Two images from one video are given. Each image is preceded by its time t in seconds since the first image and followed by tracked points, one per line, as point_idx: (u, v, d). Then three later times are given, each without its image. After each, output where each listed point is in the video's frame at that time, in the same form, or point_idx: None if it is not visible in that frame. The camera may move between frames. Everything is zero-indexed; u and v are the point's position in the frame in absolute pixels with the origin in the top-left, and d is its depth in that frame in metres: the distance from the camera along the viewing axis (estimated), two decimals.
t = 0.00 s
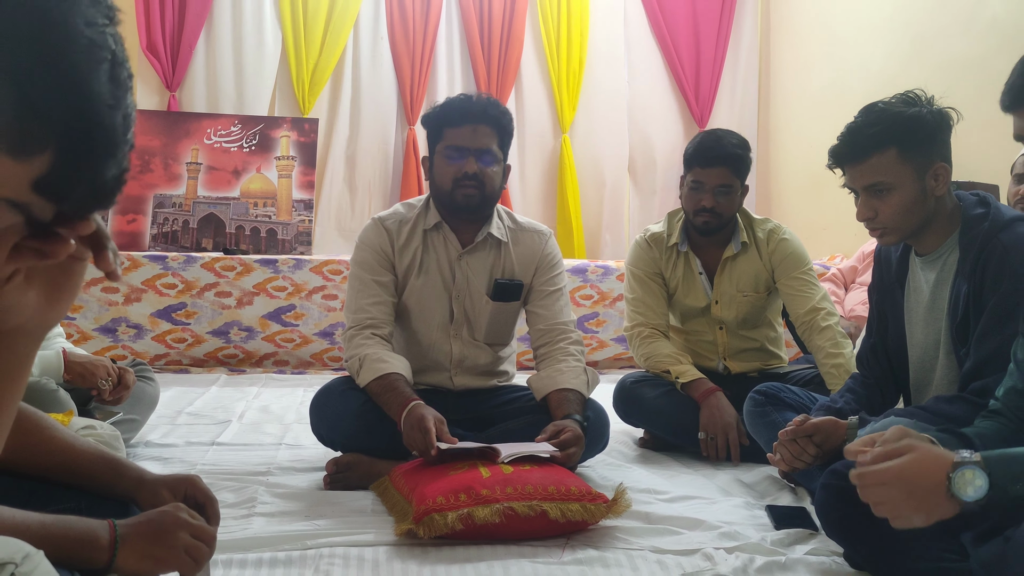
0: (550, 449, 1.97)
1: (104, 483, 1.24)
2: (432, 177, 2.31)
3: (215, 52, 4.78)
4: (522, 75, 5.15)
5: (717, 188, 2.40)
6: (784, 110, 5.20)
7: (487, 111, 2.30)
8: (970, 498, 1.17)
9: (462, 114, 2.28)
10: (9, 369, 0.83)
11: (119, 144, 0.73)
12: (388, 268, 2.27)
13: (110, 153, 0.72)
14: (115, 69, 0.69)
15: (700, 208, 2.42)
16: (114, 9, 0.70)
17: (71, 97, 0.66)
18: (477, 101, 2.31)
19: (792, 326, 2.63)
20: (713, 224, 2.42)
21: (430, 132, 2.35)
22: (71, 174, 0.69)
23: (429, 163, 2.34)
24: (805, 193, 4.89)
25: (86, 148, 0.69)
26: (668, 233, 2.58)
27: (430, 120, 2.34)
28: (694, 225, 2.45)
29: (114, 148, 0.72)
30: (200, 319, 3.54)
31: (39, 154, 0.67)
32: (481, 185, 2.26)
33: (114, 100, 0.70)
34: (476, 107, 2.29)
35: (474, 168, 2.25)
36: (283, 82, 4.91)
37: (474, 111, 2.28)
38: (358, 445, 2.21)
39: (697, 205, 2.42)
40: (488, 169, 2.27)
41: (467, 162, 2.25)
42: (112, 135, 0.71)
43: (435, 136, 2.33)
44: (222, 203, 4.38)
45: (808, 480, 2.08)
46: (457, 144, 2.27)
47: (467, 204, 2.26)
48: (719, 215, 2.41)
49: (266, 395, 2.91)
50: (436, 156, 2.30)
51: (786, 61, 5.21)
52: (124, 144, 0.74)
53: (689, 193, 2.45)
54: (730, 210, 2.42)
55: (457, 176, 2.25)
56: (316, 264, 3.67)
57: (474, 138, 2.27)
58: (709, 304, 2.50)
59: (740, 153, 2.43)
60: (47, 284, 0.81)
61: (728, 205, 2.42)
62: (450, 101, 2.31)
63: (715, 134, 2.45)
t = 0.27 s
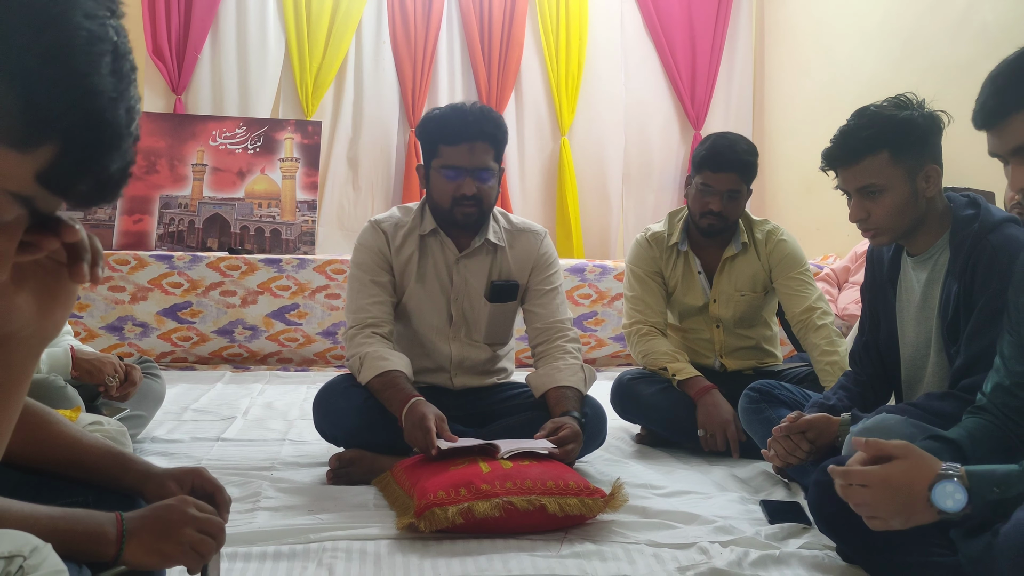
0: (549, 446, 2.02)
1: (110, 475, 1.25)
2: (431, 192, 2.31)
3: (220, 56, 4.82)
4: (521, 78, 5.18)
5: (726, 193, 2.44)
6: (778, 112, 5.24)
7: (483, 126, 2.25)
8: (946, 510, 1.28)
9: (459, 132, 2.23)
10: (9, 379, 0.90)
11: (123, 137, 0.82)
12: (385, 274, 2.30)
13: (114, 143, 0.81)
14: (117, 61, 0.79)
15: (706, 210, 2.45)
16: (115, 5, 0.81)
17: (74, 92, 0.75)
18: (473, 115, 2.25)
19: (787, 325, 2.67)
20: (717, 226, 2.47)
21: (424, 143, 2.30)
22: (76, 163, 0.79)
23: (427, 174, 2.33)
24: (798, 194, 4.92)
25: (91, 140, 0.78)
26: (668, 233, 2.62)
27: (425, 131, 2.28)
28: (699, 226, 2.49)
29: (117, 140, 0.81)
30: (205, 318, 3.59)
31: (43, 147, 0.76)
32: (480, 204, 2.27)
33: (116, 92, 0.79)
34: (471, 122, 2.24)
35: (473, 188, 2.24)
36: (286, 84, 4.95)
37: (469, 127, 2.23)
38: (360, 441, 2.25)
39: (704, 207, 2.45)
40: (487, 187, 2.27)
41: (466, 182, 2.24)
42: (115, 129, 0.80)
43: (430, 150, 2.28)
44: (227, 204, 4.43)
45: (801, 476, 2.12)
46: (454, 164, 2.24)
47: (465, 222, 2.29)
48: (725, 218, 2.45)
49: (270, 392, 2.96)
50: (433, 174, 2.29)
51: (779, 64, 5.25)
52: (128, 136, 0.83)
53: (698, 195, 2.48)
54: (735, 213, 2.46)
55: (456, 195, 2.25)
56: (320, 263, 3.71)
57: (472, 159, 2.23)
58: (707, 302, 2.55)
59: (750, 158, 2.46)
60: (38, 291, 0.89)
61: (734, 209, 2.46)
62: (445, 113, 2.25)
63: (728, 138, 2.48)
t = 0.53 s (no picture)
0: (552, 436, 2.08)
1: (124, 462, 1.31)
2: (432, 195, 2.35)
3: (231, 54, 4.88)
4: (527, 76, 5.22)
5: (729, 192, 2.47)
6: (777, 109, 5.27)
7: (479, 131, 2.28)
8: (935, 493, 1.34)
9: (457, 137, 2.26)
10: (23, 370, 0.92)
11: (141, 145, 0.82)
12: (389, 272, 2.36)
13: (133, 152, 0.81)
14: (140, 71, 0.79)
15: (708, 207, 2.49)
16: (140, 15, 0.80)
17: (95, 99, 0.75)
18: (470, 118, 2.28)
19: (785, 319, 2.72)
20: (720, 224, 2.51)
21: (423, 147, 2.33)
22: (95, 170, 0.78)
23: (427, 177, 2.36)
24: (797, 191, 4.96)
25: (111, 148, 0.78)
26: (670, 228, 2.66)
27: (423, 135, 2.32)
28: (701, 223, 2.54)
29: (136, 148, 0.81)
30: (216, 310, 3.65)
31: (64, 153, 0.76)
32: (480, 206, 2.31)
33: (137, 103, 0.79)
34: (468, 126, 2.27)
35: (473, 192, 2.28)
36: (296, 81, 4.98)
37: (467, 132, 2.27)
38: (367, 430, 2.31)
39: (707, 205, 2.49)
40: (487, 190, 2.31)
41: (466, 186, 2.27)
42: (135, 137, 0.80)
43: (429, 155, 2.32)
44: (238, 198, 4.49)
45: (799, 466, 2.17)
46: (452, 169, 2.27)
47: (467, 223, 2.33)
48: (727, 216, 2.50)
49: (280, 382, 3.02)
50: (433, 178, 2.32)
51: (779, 62, 5.28)
52: (146, 145, 0.83)
53: (701, 192, 2.51)
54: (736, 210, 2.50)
55: (457, 199, 2.29)
56: (328, 256, 3.77)
57: (470, 163, 2.27)
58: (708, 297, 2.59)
59: (752, 157, 2.49)
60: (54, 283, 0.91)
61: (736, 207, 2.50)
62: (442, 118, 2.28)
63: (730, 136, 2.52)
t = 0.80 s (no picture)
0: (553, 429, 2.13)
1: (132, 455, 1.32)
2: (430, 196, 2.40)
3: (238, 54, 4.93)
4: (528, 76, 5.26)
5: (716, 188, 2.51)
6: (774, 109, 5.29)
7: (476, 133, 2.32)
8: (928, 482, 1.38)
9: (454, 139, 2.30)
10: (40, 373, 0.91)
11: (146, 155, 0.83)
12: (390, 271, 2.41)
13: (139, 161, 0.82)
14: (149, 84, 0.80)
15: (697, 206, 2.53)
16: (154, 31, 0.82)
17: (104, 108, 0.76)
18: (468, 121, 2.33)
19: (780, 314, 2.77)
20: (710, 221, 2.55)
21: (421, 149, 2.38)
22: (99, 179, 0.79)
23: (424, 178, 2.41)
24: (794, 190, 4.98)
25: (118, 156, 0.79)
26: (665, 225, 2.71)
27: (421, 138, 2.36)
28: (692, 221, 2.58)
29: (142, 158, 0.82)
30: (225, 304, 3.71)
31: (71, 159, 0.76)
32: (478, 207, 2.36)
33: (145, 114, 0.80)
34: (464, 128, 2.31)
35: (470, 193, 2.32)
36: (302, 82, 5.03)
37: (464, 134, 2.31)
38: (372, 423, 2.37)
39: (695, 203, 2.53)
40: (484, 190, 2.35)
41: (463, 187, 2.32)
42: (141, 146, 0.81)
43: (427, 156, 2.37)
44: (245, 195, 4.55)
45: (795, 458, 2.22)
46: (449, 170, 2.31)
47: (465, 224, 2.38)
48: (716, 213, 2.53)
49: (286, 375, 3.08)
50: (431, 180, 2.36)
51: (776, 62, 5.30)
52: (152, 155, 0.84)
53: (688, 191, 2.55)
54: (724, 206, 2.53)
55: (454, 200, 2.33)
56: (334, 253, 3.83)
57: (467, 164, 2.31)
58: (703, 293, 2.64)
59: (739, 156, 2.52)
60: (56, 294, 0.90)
61: (724, 203, 2.53)
62: (439, 120, 2.33)
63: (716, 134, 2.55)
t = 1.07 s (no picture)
0: (551, 422, 2.19)
1: (145, 446, 1.38)
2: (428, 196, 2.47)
3: (246, 56, 5.00)
4: (528, 79, 5.33)
5: (705, 188, 2.57)
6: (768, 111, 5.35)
7: (470, 134, 2.38)
8: (916, 463, 1.44)
9: (449, 142, 2.36)
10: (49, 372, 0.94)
11: (154, 159, 0.86)
12: (392, 269, 2.48)
13: (149, 164, 0.84)
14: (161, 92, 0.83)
15: (687, 206, 2.59)
16: (163, 40, 0.84)
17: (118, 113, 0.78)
18: (462, 123, 2.39)
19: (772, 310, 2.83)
20: (700, 221, 2.61)
21: (417, 151, 2.44)
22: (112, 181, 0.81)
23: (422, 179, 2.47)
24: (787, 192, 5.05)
25: (129, 159, 0.81)
26: (658, 225, 2.78)
27: (417, 140, 2.43)
28: (683, 221, 2.64)
29: (151, 162, 0.85)
30: (233, 300, 3.78)
31: (86, 161, 0.79)
32: (474, 207, 2.42)
33: (155, 119, 0.83)
34: (458, 130, 2.38)
35: (465, 194, 2.39)
36: (309, 84, 5.11)
37: (458, 137, 2.37)
38: (375, 416, 2.44)
39: (685, 203, 2.59)
40: (479, 191, 2.42)
41: (458, 188, 2.38)
42: (151, 150, 0.84)
43: (424, 158, 2.43)
44: (252, 194, 4.62)
45: (786, 451, 2.29)
46: (445, 172, 2.38)
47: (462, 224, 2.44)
48: (705, 212, 2.59)
49: (292, 369, 3.16)
50: (428, 180, 2.43)
51: (770, 66, 5.35)
52: (160, 159, 0.86)
53: (678, 191, 2.62)
54: (714, 207, 2.59)
55: (450, 201, 2.40)
56: (339, 251, 3.88)
57: (463, 165, 2.38)
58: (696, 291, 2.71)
59: (726, 157, 2.58)
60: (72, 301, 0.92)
61: (714, 203, 2.59)
62: (435, 122, 2.39)
63: (703, 136, 2.61)
